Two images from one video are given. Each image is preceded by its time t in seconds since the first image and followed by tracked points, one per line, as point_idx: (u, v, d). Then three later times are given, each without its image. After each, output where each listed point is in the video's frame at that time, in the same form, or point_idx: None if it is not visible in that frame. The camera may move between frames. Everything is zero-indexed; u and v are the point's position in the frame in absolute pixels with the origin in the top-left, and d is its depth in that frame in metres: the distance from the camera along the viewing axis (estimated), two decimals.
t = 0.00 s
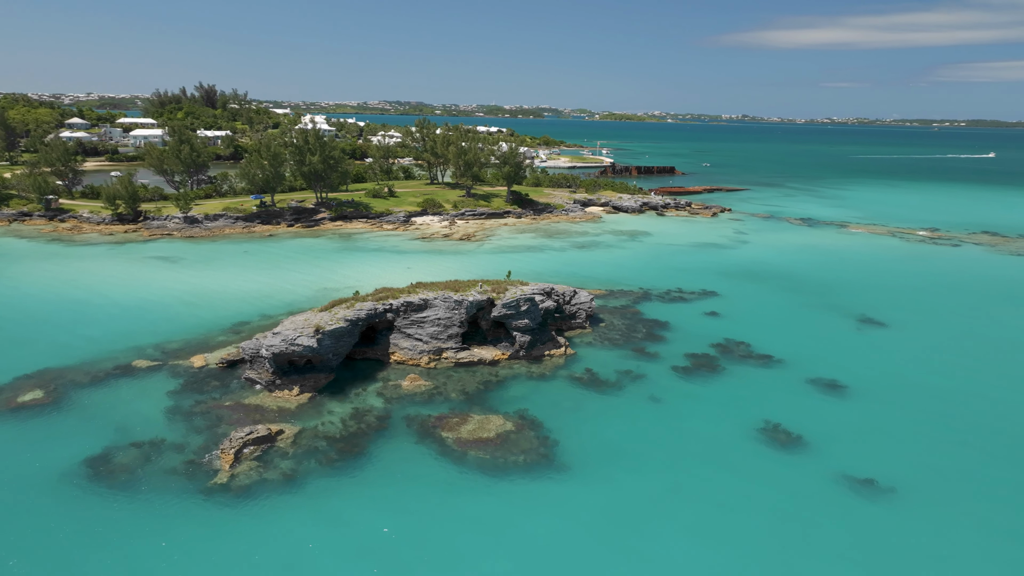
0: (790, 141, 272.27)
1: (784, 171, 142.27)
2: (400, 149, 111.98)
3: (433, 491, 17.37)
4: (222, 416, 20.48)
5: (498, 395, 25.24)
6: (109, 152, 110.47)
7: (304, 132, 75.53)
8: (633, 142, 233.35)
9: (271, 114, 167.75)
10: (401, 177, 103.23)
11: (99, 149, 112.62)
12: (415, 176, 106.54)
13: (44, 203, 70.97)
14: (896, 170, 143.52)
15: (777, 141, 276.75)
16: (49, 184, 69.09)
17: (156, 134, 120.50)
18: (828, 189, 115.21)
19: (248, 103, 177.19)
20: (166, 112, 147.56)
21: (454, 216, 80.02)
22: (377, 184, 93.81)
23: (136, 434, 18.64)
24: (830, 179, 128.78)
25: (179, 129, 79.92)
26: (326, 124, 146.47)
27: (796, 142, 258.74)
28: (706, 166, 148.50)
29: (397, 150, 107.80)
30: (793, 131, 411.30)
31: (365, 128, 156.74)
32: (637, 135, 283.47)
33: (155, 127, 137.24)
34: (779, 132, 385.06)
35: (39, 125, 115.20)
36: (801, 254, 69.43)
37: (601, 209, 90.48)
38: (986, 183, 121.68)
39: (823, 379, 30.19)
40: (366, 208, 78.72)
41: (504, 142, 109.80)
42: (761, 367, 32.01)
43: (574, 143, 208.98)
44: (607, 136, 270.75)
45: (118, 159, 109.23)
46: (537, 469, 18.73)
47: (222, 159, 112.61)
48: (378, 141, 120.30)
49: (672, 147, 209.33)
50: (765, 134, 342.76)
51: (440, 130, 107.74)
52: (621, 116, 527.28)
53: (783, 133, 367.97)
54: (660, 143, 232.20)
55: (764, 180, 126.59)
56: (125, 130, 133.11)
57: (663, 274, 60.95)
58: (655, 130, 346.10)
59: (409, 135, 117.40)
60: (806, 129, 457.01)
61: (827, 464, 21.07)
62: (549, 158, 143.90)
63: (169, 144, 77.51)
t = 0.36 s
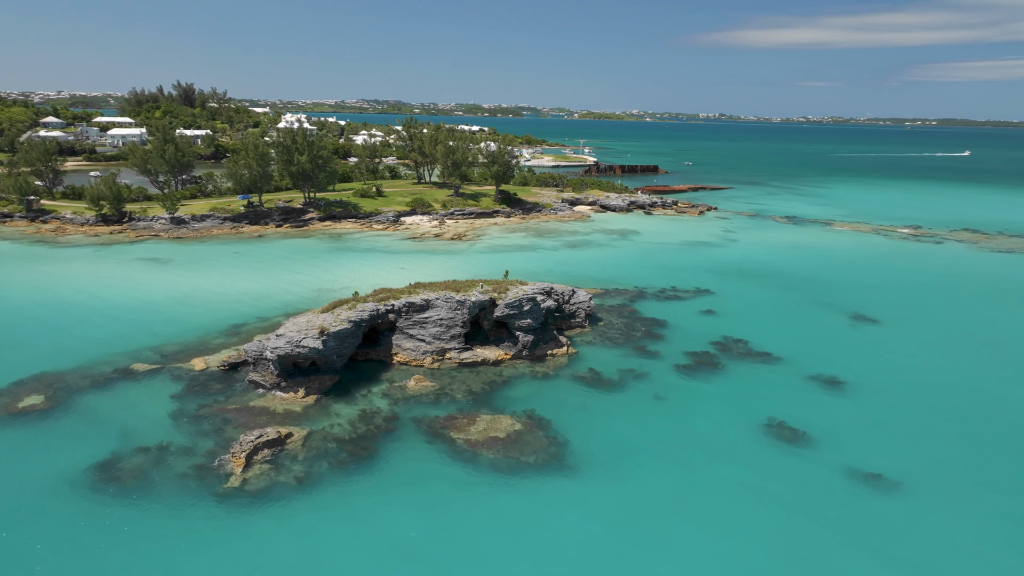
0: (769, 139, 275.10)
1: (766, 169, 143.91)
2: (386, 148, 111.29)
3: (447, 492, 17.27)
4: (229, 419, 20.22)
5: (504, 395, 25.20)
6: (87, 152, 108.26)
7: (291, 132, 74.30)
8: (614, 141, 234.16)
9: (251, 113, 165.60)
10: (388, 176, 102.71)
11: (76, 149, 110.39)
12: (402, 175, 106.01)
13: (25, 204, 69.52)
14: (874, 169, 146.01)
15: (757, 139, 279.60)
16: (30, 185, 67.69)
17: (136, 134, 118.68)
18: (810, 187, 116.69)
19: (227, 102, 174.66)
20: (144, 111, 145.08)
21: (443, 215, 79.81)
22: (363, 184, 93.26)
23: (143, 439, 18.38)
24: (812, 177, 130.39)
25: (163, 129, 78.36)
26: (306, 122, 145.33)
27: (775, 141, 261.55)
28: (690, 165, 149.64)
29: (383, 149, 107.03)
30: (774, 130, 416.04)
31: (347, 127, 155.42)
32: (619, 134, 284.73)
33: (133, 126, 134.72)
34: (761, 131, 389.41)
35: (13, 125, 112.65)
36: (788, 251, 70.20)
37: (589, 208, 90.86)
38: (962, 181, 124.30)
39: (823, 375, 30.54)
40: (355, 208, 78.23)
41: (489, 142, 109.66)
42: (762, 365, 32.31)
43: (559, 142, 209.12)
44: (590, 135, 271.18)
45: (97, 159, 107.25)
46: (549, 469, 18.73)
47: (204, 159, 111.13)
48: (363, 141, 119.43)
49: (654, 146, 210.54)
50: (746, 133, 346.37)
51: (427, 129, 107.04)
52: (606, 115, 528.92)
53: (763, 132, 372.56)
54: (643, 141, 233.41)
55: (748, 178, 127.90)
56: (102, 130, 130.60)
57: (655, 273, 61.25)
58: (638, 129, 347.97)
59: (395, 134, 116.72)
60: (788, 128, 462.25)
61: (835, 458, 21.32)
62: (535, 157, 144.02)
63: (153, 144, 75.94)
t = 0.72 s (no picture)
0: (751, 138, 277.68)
1: (749, 168, 145.42)
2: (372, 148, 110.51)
3: (462, 494, 17.22)
4: (235, 423, 19.97)
5: (509, 395, 25.16)
6: (64, 152, 105.97)
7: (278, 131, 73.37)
8: (597, 141, 234.09)
9: (231, 112, 163.33)
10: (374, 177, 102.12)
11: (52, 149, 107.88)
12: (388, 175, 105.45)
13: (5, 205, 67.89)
14: (853, 167, 148.33)
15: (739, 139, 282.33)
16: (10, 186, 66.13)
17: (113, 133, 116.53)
18: (794, 185, 118.13)
19: (206, 100, 172.03)
20: (120, 109, 142.40)
21: (432, 215, 79.56)
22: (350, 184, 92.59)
23: (149, 445, 18.09)
24: (795, 176, 132.05)
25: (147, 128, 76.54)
26: (285, 121, 143.75)
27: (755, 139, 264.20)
28: (674, 163, 150.71)
29: (369, 149, 106.21)
30: (757, 129, 420.41)
31: (330, 127, 153.97)
32: (602, 133, 285.84)
33: (110, 125, 132.12)
34: (743, 130, 393.34)
35: None
36: (776, 250, 71.00)
37: (577, 207, 91.10)
38: (939, 179, 126.83)
39: (822, 372, 30.92)
40: (343, 208, 77.69)
41: (475, 141, 109.51)
42: (761, 362, 32.65)
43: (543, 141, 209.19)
44: (574, 134, 271.73)
45: (74, 159, 105.00)
46: (562, 468, 18.75)
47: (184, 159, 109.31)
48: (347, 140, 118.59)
49: (638, 145, 211.72)
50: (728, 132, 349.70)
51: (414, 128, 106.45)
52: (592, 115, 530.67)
53: (746, 131, 376.12)
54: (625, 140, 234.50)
55: (731, 177, 129.16)
56: (78, 129, 127.99)
57: (647, 272, 61.54)
58: (622, 128, 349.56)
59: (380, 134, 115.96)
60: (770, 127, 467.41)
61: (840, 453, 21.60)
62: (521, 156, 143.98)
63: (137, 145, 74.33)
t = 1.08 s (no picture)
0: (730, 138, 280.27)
1: (731, 167, 147.07)
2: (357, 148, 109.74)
3: (477, 496, 17.14)
4: (241, 427, 19.69)
5: (515, 395, 25.10)
6: (39, 152, 103.59)
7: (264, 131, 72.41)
8: (580, 140, 234.76)
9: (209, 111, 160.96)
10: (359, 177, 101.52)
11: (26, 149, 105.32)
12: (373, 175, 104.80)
13: None
14: (832, 166, 150.72)
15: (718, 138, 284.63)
16: None
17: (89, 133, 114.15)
18: (776, 184, 119.60)
19: (184, 100, 169.34)
20: (94, 109, 139.57)
21: (420, 215, 79.22)
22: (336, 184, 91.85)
23: (155, 451, 17.77)
24: (776, 175, 133.69)
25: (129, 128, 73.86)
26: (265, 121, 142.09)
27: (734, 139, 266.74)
28: (657, 163, 151.87)
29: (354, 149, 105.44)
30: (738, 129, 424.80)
31: (312, 126, 152.56)
32: (584, 132, 286.74)
33: (85, 125, 129.37)
34: (724, 129, 397.06)
35: None
36: (762, 248, 71.78)
37: (563, 207, 91.31)
38: (915, 177, 129.45)
39: (821, 369, 31.24)
40: (331, 209, 77.06)
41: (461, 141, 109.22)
42: (760, 360, 32.94)
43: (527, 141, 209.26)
44: (558, 134, 272.16)
45: (50, 159, 102.69)
46: (574, 468, 18.73)
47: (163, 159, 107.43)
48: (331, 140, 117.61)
49: (620, 144, 212.71)
50: (709, 131, 352.82)
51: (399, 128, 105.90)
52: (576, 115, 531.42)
53: (728, 130, 379.37)
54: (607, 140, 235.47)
55: (714, 176, 130.42)
56: (52, 129, 125.24)
57: (638, 271, 61.85)
58: (605, 128, 351.20)
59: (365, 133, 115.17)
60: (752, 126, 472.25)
61: (847, 449, 21.84)
62: (506, 156, 143.89)
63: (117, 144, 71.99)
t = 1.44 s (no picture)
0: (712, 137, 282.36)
1: (715, 166, 148.34)
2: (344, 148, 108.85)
3: (492, 496, 17.08)
4: (249, 430, 19.45)
5: (522, 395, 25.10)
6: (14, 152, 101.33)
7: (251, 130, 71.36)
8: (564, 139, 235.06)
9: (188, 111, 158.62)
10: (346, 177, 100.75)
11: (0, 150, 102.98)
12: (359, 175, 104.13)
13: None
14: (814, 165, 152.68)
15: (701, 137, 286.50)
16: None
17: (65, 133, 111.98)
18: (760, 183, 120.87)
19: (161, 99, 166.74)
20: (69, 108, 136.89)
21: (409, 215, 78.88)
22: (323, 184, 91.11)
23: (163, 456, 17.51)
24: (760, 174, 135.07)
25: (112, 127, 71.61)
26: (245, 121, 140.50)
27: (716, 138, 268.79)
28: (642, 162, 152.75)
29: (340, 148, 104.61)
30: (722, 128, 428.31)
31: (295, 126, 151.15)
32: (568, 132, 287.06)
33: (61, 125, 126.84)
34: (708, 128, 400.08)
35: None
36: (750, 246, 72.45)
37: (552, 206, 91.39)
38: (894, 175, 131.59)
39: (820, 366, 31.56)
40: (319, 209, 76.39)
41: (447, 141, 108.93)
42: (759, 357, 33.22)
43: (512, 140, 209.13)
44: (542, 133, 272.33)
45: (27, 159, 100.54)
46: (586, 467, 18.74)
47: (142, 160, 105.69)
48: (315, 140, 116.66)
49: (603, 144, 213.32)
50: (692, 131, 355.38)
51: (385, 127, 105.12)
52: (561, 114, 532.50)
53: (712, 129, 382.69)
54: (591, 139, 236.08)
55: (698, 175, 131.40)
56: (26, 128, 122.63)
57: (629, 269, 62.12)
58: (591, 127, 352.23)
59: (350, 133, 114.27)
60: (736, 125, 476.40)
61: (854, 443, 22.06)
62: (493, 156, 143.69)
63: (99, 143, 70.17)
